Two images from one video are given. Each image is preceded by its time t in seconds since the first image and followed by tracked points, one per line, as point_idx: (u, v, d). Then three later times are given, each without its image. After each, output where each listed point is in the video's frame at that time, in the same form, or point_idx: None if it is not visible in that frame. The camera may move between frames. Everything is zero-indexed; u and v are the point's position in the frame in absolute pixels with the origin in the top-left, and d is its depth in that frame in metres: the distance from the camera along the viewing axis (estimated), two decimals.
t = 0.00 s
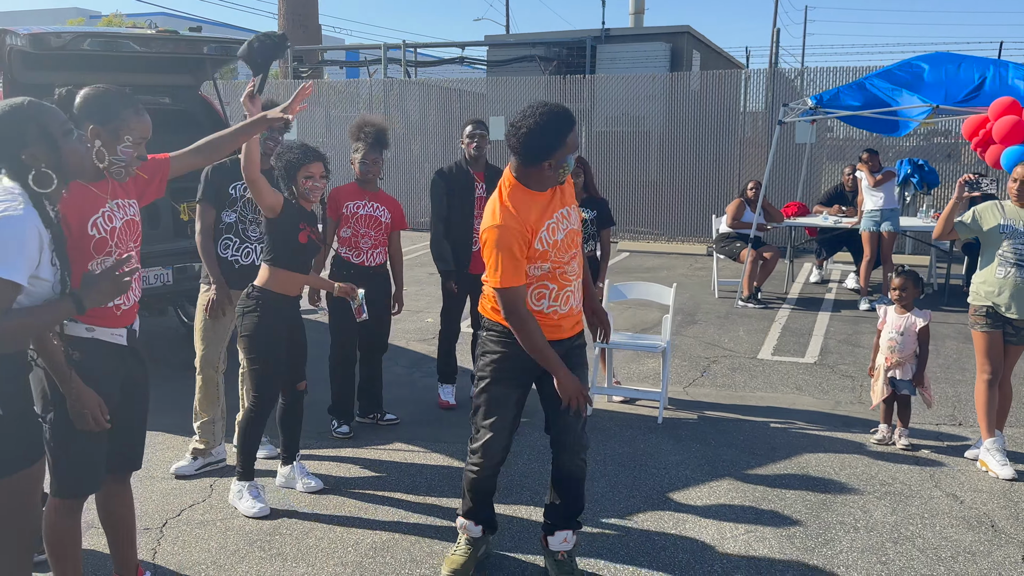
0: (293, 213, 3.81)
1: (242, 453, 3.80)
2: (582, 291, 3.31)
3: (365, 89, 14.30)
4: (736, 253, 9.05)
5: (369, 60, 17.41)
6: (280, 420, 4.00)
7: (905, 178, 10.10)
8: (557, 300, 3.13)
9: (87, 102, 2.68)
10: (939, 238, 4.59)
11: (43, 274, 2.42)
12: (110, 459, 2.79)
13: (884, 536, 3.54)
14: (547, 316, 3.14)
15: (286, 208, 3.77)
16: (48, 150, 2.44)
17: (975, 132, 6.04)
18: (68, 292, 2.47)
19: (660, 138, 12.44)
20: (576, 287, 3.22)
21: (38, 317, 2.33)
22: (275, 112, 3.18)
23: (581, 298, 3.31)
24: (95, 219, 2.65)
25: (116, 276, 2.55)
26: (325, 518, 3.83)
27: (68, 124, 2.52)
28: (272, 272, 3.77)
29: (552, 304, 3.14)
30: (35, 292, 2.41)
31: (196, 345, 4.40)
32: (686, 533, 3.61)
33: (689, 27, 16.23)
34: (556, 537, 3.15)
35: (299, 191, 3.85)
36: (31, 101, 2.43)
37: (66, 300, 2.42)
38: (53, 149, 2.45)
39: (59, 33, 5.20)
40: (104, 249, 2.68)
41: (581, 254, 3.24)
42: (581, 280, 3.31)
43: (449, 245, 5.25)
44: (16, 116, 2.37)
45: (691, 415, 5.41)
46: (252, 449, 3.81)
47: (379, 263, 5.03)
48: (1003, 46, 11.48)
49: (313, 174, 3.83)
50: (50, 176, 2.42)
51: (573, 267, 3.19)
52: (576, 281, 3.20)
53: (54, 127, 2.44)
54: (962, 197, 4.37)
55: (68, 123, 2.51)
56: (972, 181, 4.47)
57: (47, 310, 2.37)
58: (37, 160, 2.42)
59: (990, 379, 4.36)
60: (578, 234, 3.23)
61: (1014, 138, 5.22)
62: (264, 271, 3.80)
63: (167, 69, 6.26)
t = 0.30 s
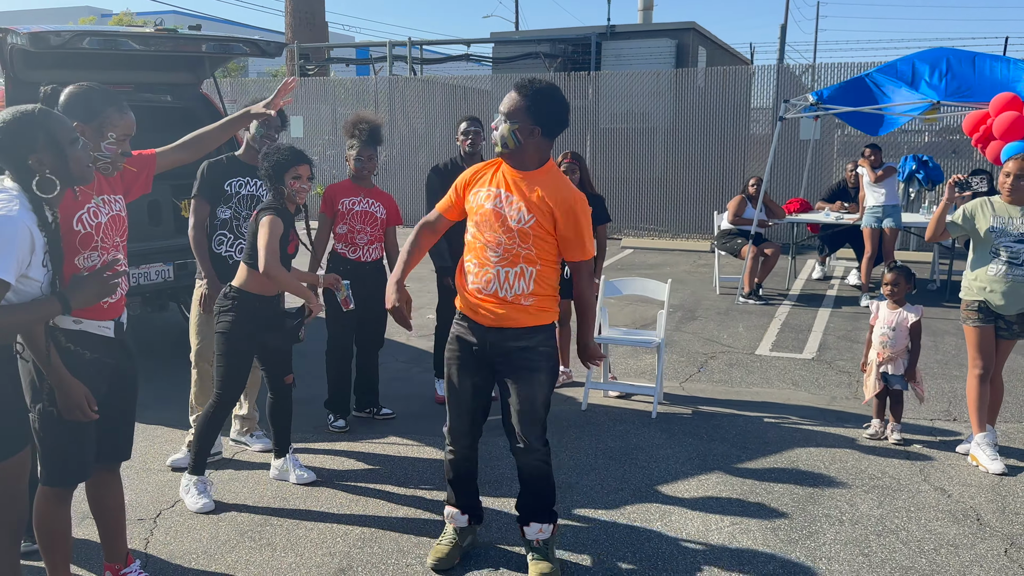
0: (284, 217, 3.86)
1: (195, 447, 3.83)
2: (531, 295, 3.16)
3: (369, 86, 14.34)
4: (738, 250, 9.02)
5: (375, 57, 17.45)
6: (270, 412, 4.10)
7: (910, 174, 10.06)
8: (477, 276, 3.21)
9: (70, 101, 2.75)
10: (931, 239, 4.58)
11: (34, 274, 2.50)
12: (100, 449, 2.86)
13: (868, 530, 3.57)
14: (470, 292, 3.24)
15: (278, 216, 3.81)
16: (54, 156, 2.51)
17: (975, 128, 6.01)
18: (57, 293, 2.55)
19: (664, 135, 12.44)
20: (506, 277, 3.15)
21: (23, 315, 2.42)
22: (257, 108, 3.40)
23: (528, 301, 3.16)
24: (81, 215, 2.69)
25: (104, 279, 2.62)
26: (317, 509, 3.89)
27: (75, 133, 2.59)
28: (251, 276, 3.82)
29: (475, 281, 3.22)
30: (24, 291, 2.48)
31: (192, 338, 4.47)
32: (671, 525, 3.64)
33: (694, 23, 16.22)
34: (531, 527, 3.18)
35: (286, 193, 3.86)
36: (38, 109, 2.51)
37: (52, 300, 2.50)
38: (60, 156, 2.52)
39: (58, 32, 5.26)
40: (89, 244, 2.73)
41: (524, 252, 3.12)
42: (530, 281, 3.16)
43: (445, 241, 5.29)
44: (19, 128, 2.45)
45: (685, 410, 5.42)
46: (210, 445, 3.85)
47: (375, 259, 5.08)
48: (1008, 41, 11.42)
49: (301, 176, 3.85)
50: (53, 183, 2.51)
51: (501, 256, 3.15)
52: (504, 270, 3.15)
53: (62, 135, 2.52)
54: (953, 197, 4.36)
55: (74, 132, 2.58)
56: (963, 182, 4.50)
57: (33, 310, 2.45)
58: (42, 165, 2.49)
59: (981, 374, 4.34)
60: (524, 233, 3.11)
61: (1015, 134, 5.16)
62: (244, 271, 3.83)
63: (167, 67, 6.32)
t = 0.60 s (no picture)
0: (239, 208, 3.94)
1: (193, 438, 3.90)
2: (509, 279, 3.18)
3: (376, 82, 14.39)
4: (741, 244, 9.04)
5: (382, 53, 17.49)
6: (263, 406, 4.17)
7: (916, 167, 10.06)
8: (457, 264, 3.24)
9: (63, 97, 2.77)
10: (926, 236, 4.57)
11: (25, 248, 2.59)
12: (96, 437, 2.94)
13: (858, 521, 3.59)
14: (450, 280, 3.28)
15: (228, 207, 3.88)
16: (26, 128, 2.66)
17: (978, 122, 5.98)
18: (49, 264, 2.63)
19: (669, 129, 12.43)
20: (486, 263, 3.18)
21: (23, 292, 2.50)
22: (251, 103, 3.40)
23: (506, 285, 3.18)
24: (73, 207, 2.80)
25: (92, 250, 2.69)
26: (312, 500, 3.94)
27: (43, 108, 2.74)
28: (220, 275, 3.86)
29: (455, 269, 3.25)
30: (19, 265, 2.57)
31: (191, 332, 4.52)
32: (662, 515, 3.67)
33: (701, 17, 16.20)
34: (521, 516, 3.22)
35: (248, 184, 3.92)
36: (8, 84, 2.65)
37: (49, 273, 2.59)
38: (31, 127, 2.66)
39: (61, 29, 5.33)
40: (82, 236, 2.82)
41: (507, 234, 3.16)
42: (509, 267, 3.18)
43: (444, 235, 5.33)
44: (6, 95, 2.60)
45: (683, 402, 5.44)
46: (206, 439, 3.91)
47: (373, 253, 5.12)
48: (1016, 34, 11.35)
49: (263, 167, 3.89)
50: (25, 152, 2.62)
51: (482, 241, 3.19)
52: (485, 255, 3.18)
53: (31, 108, 2.66)
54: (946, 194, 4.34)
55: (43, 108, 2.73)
56: (956, 177, 4.48)
57: (31, 283, 2.54)
58: (16, 137, 2.63)
59: (977, 367, 4.35)
60: (507, 215, 3.16)
61: (1016, 127, 5.15)
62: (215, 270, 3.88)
63: (170, 63, 6.39)
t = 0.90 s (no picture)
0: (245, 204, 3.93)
1: (202, 435, 3.97)
2: (502, 266, 3.15)
3: (384, 78, 14.43)
4: (748, 240, 9.03)
5: (391, 49, 17.54)
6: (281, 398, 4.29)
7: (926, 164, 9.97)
8: (450, 248, 3.22)
9: (76, 97, 2.80)
10: (934, 234, 4.57)
11: (19, 233, 2.52)
12: (107, 429, 2.99)
13: (863, 516, 3.60)
14: (440, 265, 3.24)
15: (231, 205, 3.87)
16: None
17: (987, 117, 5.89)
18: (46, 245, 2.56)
19: (678, 124, 12.41)
20: (479, 246, 3.16)
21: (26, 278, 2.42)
22: (259, 102, 3.36)
23: (498, 271, 3.15)
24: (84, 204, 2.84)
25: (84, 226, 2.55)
26: (320, 494, 3.97)
27: None
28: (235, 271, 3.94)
29: (446, 253, 3.23)
30: (18, 251, 2.51)
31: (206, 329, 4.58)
32: (666, 510, 3.69)
33: (709, 13, 16.18)
34: (524, 514, 3.23)
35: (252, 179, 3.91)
36: None
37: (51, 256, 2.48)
38: None
39: (72, 27, 5.38)
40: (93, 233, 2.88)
41: (505, 219, 3.16)
42: (503, 253, 3.15)
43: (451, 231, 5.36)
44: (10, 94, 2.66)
45: (689, 398, 5.45)
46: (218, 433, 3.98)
47: (380, 249, 5.15)
48: None
49: (267, 162, 3.90)
50: None
51: (478, 225, 3.19)
52: (479, 239, 3.16)
53: None
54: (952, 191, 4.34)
55: None
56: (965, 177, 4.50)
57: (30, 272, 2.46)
58: None
59: (982, 364, 4.35)
60: (508, 203, 3.19)
61: None
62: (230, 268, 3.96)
63: (180, 61, 6.44)
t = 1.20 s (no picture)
0: (284, 202, 4.05)
1: (227, 428, 4.03)
2: (518, 275, 3.17)
3: (395, 76, 14.45)
4: (759, 238, 9.00)
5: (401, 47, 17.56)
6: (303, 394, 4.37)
7: (939, 161, 9.92)
8: (465, 262, 3.25)
9: (94, 96, 2.84)
10: (949, 233, 4.54)
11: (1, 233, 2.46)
12: (124, 426, 3.02)
13: (877, 514, 3.60)
14: (459, 279, 3.28)
15: (274, 200, 3.99)
16: None
17: (999, 113, 5.85)
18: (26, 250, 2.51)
19: (689, 122, 12.39)
20: (493, 258, 3.18)
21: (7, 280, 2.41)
22: (273, 104, 3.45)
23: (515, 280, 3.17)
24: (102, 202, 2.85)
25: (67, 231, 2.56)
26: (334, 490, 3.99)
27: None
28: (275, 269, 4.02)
29: (462, 266, 3.26)
30: None
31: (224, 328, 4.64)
32: (680, 508, 3.70)
33: (720, 10, 16.14)
34: (538, 512, 3.24)
35: (288, 178, 4.02)
36: None
37: (32, 259, 2.46)
38: None
39: (87, 26, 5.42)
40: (111, 230, 2.90)
41: (512, 224, 3.14)
42: (517, 262, 3.16)
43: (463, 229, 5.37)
44: None
45: (701, 396, 5.44)
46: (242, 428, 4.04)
47: (393, 247, 5.17)
48: None
49: (302, 161, 4.01)
50: None
51: (488, 235, 3.19)
52: (492, 251, 3.18)
53: None
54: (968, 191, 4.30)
55: None
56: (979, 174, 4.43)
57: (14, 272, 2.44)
58: None
59: (997, 362, 4.33)
60: (512, 206, 3.15)
61: None
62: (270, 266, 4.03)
63: (193, 60, 6.47)
